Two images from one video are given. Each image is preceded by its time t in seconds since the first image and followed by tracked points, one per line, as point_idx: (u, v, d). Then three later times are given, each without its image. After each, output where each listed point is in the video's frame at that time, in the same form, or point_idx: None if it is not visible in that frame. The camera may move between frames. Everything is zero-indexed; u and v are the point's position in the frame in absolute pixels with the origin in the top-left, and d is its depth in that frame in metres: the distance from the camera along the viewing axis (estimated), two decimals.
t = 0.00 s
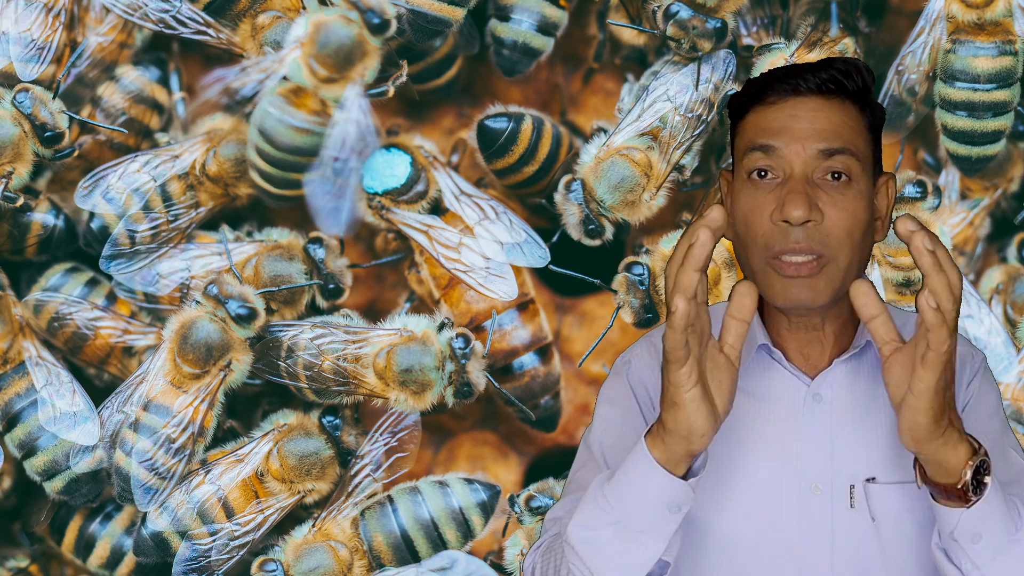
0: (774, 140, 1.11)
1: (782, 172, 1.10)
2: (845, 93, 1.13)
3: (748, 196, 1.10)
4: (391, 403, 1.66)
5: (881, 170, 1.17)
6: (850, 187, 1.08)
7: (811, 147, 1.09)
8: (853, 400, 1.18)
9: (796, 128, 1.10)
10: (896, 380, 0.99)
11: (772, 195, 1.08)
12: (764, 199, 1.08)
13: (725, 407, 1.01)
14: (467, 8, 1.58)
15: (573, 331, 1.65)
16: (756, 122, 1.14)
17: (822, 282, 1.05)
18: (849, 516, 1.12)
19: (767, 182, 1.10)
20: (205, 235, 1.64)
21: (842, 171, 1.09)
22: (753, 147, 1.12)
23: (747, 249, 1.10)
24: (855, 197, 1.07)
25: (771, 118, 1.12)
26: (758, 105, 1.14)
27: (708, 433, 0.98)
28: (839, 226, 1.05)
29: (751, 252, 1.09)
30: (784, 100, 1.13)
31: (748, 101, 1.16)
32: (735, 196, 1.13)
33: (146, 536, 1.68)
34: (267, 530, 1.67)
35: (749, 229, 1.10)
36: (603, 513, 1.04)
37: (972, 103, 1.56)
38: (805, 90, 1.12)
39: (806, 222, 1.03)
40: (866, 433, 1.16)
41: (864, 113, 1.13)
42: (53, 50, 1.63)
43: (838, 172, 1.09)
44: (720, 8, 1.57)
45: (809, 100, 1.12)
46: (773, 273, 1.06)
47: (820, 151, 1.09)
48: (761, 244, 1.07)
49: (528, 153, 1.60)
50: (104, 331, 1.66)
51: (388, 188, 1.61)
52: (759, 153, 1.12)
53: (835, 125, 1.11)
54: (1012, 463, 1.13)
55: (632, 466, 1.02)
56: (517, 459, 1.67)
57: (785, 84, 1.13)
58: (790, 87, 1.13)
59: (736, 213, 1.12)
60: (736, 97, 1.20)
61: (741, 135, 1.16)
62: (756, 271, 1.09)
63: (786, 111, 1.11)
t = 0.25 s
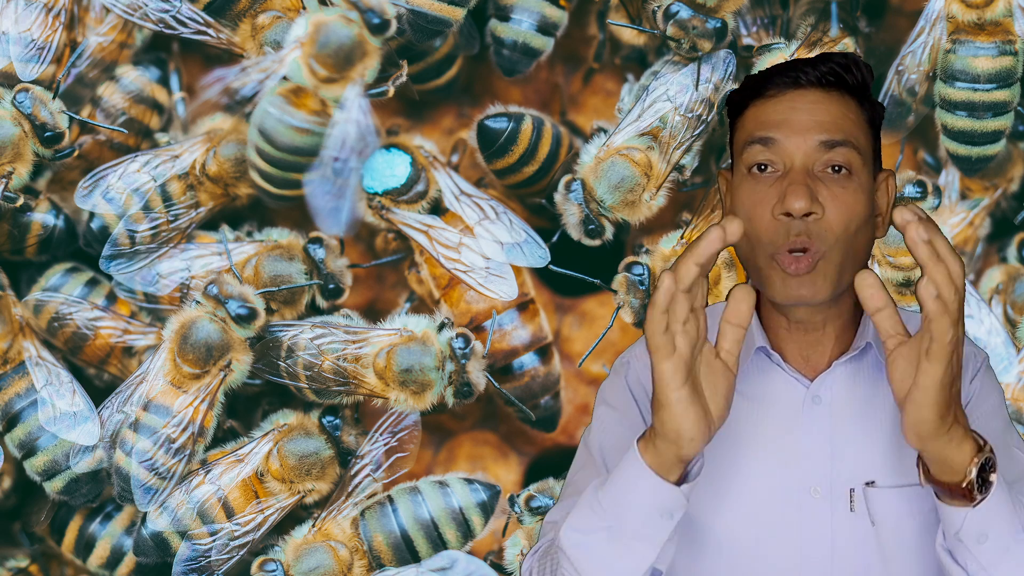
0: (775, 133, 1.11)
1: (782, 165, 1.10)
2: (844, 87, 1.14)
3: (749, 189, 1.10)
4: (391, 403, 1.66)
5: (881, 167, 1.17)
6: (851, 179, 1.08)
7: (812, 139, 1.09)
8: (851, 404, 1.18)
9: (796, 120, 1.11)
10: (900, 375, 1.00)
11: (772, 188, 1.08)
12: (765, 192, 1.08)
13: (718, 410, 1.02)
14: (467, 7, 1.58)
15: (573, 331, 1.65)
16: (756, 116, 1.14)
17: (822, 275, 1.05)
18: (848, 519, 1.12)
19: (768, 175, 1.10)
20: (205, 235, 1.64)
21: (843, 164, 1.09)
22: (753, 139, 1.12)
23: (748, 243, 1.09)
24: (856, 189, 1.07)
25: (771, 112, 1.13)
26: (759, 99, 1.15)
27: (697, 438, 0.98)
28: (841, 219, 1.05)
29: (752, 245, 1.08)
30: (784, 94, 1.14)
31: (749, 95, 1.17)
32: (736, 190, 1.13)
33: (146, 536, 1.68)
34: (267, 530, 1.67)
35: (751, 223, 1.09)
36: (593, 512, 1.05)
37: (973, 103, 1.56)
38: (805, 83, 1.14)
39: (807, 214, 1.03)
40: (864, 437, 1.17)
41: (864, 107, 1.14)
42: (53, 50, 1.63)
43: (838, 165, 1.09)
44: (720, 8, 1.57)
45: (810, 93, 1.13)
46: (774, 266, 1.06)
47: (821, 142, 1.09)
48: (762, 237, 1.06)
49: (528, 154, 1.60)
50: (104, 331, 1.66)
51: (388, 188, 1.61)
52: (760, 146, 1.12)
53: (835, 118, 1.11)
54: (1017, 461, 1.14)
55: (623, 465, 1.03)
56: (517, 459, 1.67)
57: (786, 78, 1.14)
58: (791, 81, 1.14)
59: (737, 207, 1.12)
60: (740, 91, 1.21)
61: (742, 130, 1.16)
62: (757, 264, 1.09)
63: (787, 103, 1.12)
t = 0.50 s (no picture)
0: (771, 124, 1.10)
1: (777, 157, 1.09)
2: (845, 82, 1.12)
3: (741, 179, 1.09)
4: (391, 403, 1.66)
5: (881, 166, 1.15)
6: (846, 174, 1.07)
7: (807, 132, 1.08)
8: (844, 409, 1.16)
9: (794, 112, 1.09)
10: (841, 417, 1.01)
11: (765, 178, 1.06)
12: (758, 182, 1.07)
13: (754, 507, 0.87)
14: (467, 8, 1.58)
15: (573, 331, 1.65)
16: (754, 108, 1.13)
17: (812, 268, 1.03)
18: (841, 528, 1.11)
19: (762, 167, 1.09)
20: (205, 235, 1.64)
21: (838, 158, 1.07)
22: (749, 131, 1.11)
23: (738, 233, 1.08)
24: (851, 183, 1.06)
25: (769, 103, 1.11)
26: (757, 91, 1.14)
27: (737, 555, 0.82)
28: (833, 212, 1.03)
29: (742, 235, 1.07)
30: (783, 85, 1.12)
31: (749, 87, 1.15)
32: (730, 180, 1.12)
33: (146, 536, 1.68)
34: (267, 530, 1.67)
35: (742, 215, 1.08)
36: None
37: (973, 103, 1.56)
38: (806, 75, 1.12)
39: (798, 204, 1.02)
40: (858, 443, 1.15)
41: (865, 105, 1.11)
42: (53, 50, 1.63)
43: (834, 160, 1.07)
44: (720, 8, 1.57)
45: (810, 86, 1.11)
46: (763, 257, 1.05)
47: (816, 136, 1.08)
48: (752, 226, 1.05)
49: (528, 153, 1.60)
50: (104, 331, 1.66)
51: (387, 188, 1.61)
52: (755, 138, 1.11)
53: (833, 112, 1.09)
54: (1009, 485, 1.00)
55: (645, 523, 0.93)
56: (517, 459, 1.67)
57: (786, 69, 1.12)
58: (791, 72, 1.12)
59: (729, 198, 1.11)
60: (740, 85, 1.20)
61: (739, 121, 1.15)
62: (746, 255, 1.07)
63: (785, 95, 1.10)
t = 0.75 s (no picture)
0: (771, 136, 1.10)
1: (776, 168, 1.09)
2: (848, 92, 1.11)
3: (739, 188, 1.10)
4: (391, 403, 1.66)
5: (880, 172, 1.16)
6: (846, 189, 1.07)
7: (808, 146, 1.08)
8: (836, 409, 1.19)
9: (795, 124, 1.09)
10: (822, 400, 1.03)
11: (764, 190, 1.07)
12: (756, 193, 1.08)
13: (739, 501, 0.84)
14: (468, 8, 1.58)
15: (573, 331, 1.65)
16: (755, 115, 1.13)
17: (808, 283, 1.05)
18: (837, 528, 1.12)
19: (760, 177, 1.09)
20: (205, 235, 1.64)
21: (839, 172, 1.08)
22: (749, 140, 1.11)
23: (734, 242, 1.10)
24: (850, 199, 1.06)
25: (771, 112, 1.11)
26: (758, 98, 1.14)
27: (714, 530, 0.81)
28: (830, 228, 1.04)
29: (738, 246, 1.09)
30: (785, 94, 1.12)
31: (750, 92, 1.15)
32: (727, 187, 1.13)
33: (146, 536, 1.68)
34: (267, 530, 1.67)
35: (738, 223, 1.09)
36: (605, 574, 0.97)
37: (973, 103, 1.56)
38: (808, 84, 1.11)
39: (796, 222, 1.02)
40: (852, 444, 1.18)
41: (868, 114, 1.12)
42: (53, 50, 1.63)
43: (834, 174, 1.08)
44: (720, 8, 1.57)
45: (811, 95, 1.11)
46: (759, 269, 1.07)
47: (817, 150, 1.08)
48: (748, 237, 1.07)
49: (528, 153, 1.60)
50: (104, 331, 1.66)
51: (388, 188, 1.61)
52: (755, 148, 1.11)
53: (835, 124, 1.09)
54: (1005, 486, 1.00)
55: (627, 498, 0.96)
56: (517, 459, 1.67)
57: (788, 77, 1.12)
58: (793, 80, 1.12)
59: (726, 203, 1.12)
60: (740, 85, 1.19)
61: (740, 127, 1.15)
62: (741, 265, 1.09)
63: (787, 105, 1.10)
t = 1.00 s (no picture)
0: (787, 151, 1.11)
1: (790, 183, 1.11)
2: (867, 109, 1.12)
3: (751, 199, 1.12)
4: (391, 403, 1.66)
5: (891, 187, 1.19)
6: (857, 209, 1.10)
7: (823, 165, 1.10)
8: (840, 409, 1.20)
9: (811, 141, 1.11)
10: (894, 385, 1.01)
11: (776, 205, 1.09)
12: (767, 208, 1.10)
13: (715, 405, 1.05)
14: (467, 8, 1.58)
15: (573, 331, 1.65)
16: (771, 126, 1.14)
17: (811, 301, 1.08)
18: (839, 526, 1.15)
19: (772, 190, 1.12)
20: (205, 235, 1.64)
21: (851, 192, 1.11)
22: (764, 153, 1.13)
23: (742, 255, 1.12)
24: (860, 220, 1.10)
25: (788, 126, 1.13)
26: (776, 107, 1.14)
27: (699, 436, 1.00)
28: (839, 248, 1.08)
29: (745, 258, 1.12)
30: (803, 107, 1.12)
31: (767, 99, 1.16)
32: (739, 196, 1.15)
33: (146, 536, 1.68)
34: (267, 530, 1.67)
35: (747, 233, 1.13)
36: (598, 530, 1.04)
37: (973, 103, 1.56)
38: (827, 99, 1.12)
39: (806, 242, 1.05)
40: (857, 442, 1.19)
41: (885, 130, 1.13)
42: (53, 50, 1.63)
43: (846, 193, 1.10)
44: (720, 8, 1.57)
45: (830, 112, 1.12)
46: (764, 283, 1.10)
47: (831, 171, 1.10)
48: (756, 252, 1.10)
49: (528, 153, 1.60)
50: (104, 331, 1.66)
51: (388, 188, 1.61)
52: (769, 161, 1.13)
53: (851, 142, 1.11)
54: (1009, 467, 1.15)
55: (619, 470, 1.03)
56: (517, 459, 1.67)
57: (808, 90, 1.12)
58: (813, 94, 1.13)
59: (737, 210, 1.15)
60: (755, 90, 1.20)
61: (755, 136, 1.16)
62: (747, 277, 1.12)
63: (805, 120, 1.11)
